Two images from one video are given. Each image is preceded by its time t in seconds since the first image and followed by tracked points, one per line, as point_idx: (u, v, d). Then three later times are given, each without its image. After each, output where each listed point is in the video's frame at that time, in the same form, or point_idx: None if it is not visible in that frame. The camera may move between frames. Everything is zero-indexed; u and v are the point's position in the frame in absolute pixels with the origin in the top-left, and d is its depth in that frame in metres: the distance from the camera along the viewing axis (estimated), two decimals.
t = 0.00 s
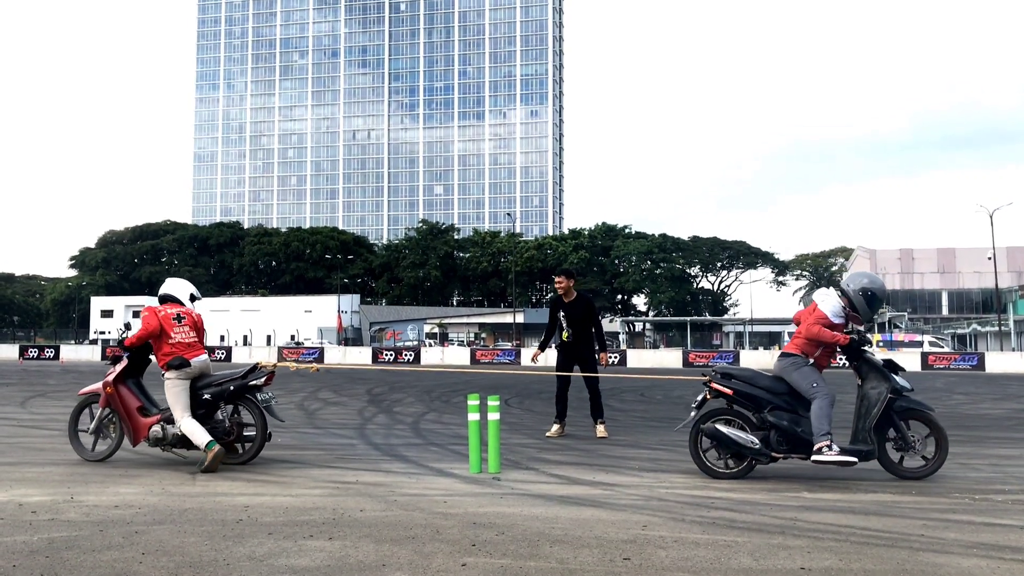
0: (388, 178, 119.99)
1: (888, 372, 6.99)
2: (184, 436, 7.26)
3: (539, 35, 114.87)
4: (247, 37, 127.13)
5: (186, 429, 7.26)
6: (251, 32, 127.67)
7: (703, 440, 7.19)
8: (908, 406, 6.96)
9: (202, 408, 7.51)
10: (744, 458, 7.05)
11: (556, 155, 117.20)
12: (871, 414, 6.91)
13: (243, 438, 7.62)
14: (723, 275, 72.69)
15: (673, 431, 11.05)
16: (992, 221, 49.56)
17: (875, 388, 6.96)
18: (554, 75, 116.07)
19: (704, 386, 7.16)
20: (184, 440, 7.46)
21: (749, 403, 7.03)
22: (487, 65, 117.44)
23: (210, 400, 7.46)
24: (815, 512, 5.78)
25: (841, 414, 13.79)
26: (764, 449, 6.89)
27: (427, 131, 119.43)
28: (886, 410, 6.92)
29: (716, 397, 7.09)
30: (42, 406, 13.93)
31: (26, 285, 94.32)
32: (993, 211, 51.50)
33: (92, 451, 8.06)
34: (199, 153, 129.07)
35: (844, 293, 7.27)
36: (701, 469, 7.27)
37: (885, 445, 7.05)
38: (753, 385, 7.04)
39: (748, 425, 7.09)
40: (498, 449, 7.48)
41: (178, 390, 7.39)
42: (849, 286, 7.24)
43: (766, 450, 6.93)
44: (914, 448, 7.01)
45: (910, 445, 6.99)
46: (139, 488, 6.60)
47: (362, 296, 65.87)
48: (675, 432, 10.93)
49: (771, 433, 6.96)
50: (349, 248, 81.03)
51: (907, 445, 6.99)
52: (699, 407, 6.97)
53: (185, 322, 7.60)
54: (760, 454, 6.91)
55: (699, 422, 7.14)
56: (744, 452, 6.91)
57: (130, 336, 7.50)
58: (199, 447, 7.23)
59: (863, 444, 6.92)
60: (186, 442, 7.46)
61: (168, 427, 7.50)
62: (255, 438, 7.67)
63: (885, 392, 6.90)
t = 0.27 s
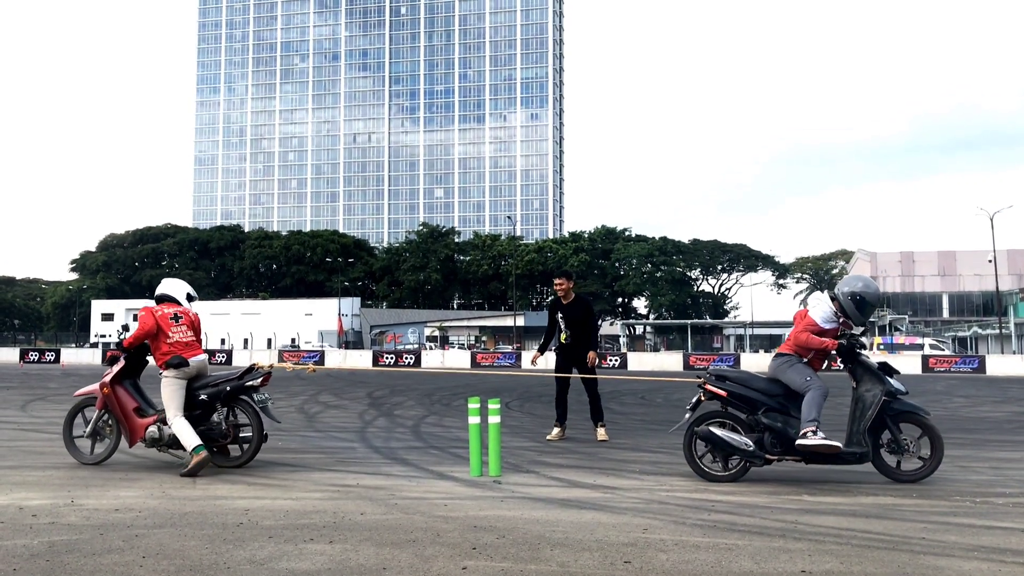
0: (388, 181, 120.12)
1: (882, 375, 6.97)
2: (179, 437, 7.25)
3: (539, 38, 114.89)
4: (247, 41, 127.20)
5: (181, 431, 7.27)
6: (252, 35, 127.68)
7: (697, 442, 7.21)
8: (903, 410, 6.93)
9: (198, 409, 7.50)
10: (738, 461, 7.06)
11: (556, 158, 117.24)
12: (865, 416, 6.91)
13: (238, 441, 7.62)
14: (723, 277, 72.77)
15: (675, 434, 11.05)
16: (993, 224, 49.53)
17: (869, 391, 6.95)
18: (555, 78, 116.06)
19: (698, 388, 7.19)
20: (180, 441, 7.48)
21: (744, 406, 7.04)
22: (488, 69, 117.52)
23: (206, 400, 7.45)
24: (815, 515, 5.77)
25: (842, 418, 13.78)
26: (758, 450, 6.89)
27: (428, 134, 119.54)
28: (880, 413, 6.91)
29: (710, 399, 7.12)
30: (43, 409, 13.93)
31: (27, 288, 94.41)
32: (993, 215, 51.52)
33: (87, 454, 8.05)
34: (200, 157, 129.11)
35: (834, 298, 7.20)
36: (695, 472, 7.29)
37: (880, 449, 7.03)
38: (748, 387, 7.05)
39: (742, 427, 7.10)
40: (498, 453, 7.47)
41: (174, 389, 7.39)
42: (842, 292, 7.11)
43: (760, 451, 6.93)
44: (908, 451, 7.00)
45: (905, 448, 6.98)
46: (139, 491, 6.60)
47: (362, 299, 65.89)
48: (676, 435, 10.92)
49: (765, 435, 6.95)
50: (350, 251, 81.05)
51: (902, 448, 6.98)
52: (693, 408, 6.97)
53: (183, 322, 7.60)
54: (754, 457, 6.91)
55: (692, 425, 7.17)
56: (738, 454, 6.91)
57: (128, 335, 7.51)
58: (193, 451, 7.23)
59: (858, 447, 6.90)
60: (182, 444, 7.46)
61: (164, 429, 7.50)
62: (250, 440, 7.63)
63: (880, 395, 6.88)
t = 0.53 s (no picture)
0: (389, 182, 120.36)
1: (881, 376, 6.97)
2: (180, 439, 7.25)
3: (540, 40, 114.89)
4: (248, 42, 127.31)
5: (181, 433, 7.27)
6: (253, 36, 127.75)
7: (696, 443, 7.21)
8: (902, 411, 6.94)
9: (197, 411, 7.51)
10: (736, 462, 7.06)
11: (557, 159, 117.28)
12: (863, 417, 6.91)
13: (237, 443, 7.62)
14: (724, 279, 72.83)
15: (676, 435, 11.03)
16: (993, 225, 49.51)
17: (868, 392, 6.96)
18: (555, 80, 116.04)
19: (697, 390, 7.18)
20: (179, 442, 7.48)
21: (743, 407, 7.03)
22: (488, 70, 117.57)
23: (206, 402, 7.46)
24: (816, 517, 5.77)
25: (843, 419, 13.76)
26: (756, 452, 6.88)
27: (428, 135, 119.61)
28: (879, 414, 6.92)
29: (709, 400, 7.12)
30: (44, 410, 13.94)
31: (29, 289, 94.55)
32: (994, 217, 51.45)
33: (86, 456, 8.05)
34: (201, 158, 129.13)
35: (832, 299, 7.18)
36: (694, 473, 7.28)
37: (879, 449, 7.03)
38: (747, 388, 7.04)
39: (741, 428, 7.10)
40: (498, 454, 7.47)
41: (175, 391, 7.39)
42: (844, 290, 7.10)
43: (759, 453, 6.91)
44: (906, 452, 7.01)
45: (904, 449, 6.98)
46: (139, 493, 6.60)
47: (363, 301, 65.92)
48: (676, 437, 10.90)
49: (762, 436, 6.95)
50: (350, 252, 81.02)
51: (900, 450, 6.98)
52: (692, 410, 6.97)
53: (184, 325, 7.62)
54: (752, 458, 6.90)
55: (690, 426, 7.18)
56: (736, 455, 6.91)
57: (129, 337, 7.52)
58: (193, 453, 7.22)
59: (856, 448, 6.91)
60: (181, 445, 7.46)
61: (163, 430, 7.50)
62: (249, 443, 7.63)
63: (879, 395, 6.89)
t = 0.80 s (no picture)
0: (389, 182, 120.44)
1: (883, 377, 6.97)
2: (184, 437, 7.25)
3: (540, 40, 114.86)
4: (249, 42, 127.34)
5: (184, 430, 7.27)
6: (253, 36, 127.83)
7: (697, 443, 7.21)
8: (904, 413, 6.94)
9: (198, 410, 7.52)
10: (737, 462, 7.08)
11: (558, 160, 117.31)
12: (866, 418, 6.92)
13: (238, 441, 7.64)
14: (724, 279, 72.88)
15: (677, 435, 11.02)
16: (993, 225, 49.51)
17: (870, 393, 6.96)
18: (556, 80, 116.09)
19: (698, 390, 7.14)
20: (181, 440, 7.48)
21: (745, 408, 7.03)
22: (489, 70, 117.67)
23: (206, 401, 7.46)
24: (818, 518, 5.77)
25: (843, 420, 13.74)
26: (758, 454, 6.89)
27: (429, 136, 119.68)
28: (880, 415, 6.94)
29: (710, 400, 7.10)
30: (44, 411, 13.95)
31: (30, 289, 94.61)
32: (994, 218, 51.46)
33: (87, 456, 8.05)
34: (201, 158, 129.10)
35: (832, 300, 7.14)
36: (696, 474, 7.28)
37: (878, 449, 7.08)
38: (748, 389, 7.02)
39: (742, 428, 7.10)
40: (499, 454, 7.47)
41: (175, 390, 7.39)
42: (848, 290, 7.09)
43: (760, 454, 6.93)
44: (908, 452, 7.02)
45: (905, 451, 7.02)
46: (141, 493, 6.60)
47: (364, 301, 65.93)
48: (676, 437, 10.87)
49: (764, 438, 6.97)
50: (351, 252, 80.97)
51: (901, 450, 7.02)
52: (693, 411, 6.96)
53: (177, 323, 7.61)
54: (754, 459, 6.91)
55: (692, 427, 7.18)
56: (738, 457, 6.91)
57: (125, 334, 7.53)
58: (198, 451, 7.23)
59: (858, 449, 6.92)
60: (183, 443, 7.46)
61: (164, 429, 7.51)
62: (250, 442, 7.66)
63: (880, 397, 6.89)
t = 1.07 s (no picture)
0: (391, 183, 120.56)
1: (876, 379, 6.99)
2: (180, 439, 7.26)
3: (542, 41, 114.93)
4: (251, 44, 127.50)
5: (180, 433, 7.27)
6: (255, 38, 128.02)
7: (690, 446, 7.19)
8: (896, 415, 6.95)
9: (195, 412, 7.53)
10: (730, 465, 7.06)
11: (559, 161, 117.35)
12: (858, 421, 6.90)
13: (233, 443, 7.63)
14: (726, 281, 72.83)
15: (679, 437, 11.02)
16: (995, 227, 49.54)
17: (862, 395, 6.95)
18: (557, 81, 116.21)
19: (691, 392, 7.13)
20: (177, 443, 7.49)
21: (737, 410, 7.03)
22: (490, 72, 117.72)
23: (202, 403, 7.47)
24: (819, 520, 5.76)
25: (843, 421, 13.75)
26: (750, 456, 6.89)
27: (430, 137, 119.79)
28: (873, 417, 6.93)
29: (703, 403, 7.08)
30: (45, 412, 13.95)
31: (31, 291, 94.57)
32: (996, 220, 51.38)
33: (85, 458, 8.06)
34: (203, 160, 129.16)
35: (828, 302, 7.14)
36: (690, 476, 7.27)
37: (870, 451, 7.07)
38: (741, 392, 7.01)
39: (734, 431, 7.10)
40: (499, 456, 7.46)
41: (172, 392, 7.40)
42: (845, 293, 7.13)
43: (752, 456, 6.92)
44: (901, 455, 7.03)
45: (897, 453, 7.02)
46: (141, 494, 6.59)
47: (365, 303, 65.86)
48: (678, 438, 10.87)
49: (757, 440, 6.96)
50: (352, 254, 80.91)
51: (893, 452, 7.01)
52: (686, 413, 6.95)
53: (175, 326, 7.64)
54: (746, 462, 6.90)
55: (685, 429, 7.16)
56: (731, 459, 6.91)
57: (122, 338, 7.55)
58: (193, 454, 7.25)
59: (850, 451, 6.91)
60: (179, 446, 7.48)
61: (160, 431, 7.53)
62: (245, 444, 7.65)
63: (872, 400, 6.89)
